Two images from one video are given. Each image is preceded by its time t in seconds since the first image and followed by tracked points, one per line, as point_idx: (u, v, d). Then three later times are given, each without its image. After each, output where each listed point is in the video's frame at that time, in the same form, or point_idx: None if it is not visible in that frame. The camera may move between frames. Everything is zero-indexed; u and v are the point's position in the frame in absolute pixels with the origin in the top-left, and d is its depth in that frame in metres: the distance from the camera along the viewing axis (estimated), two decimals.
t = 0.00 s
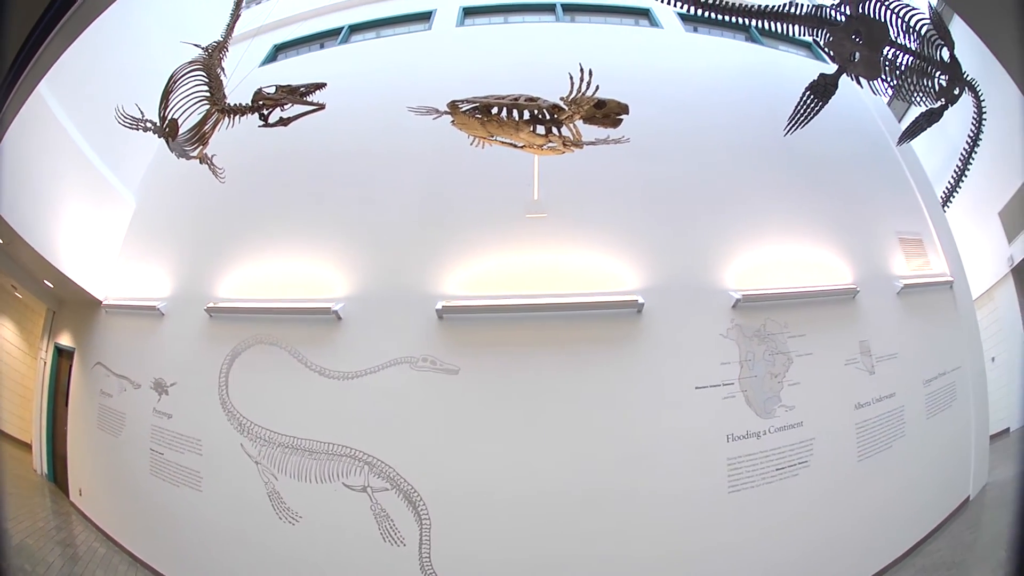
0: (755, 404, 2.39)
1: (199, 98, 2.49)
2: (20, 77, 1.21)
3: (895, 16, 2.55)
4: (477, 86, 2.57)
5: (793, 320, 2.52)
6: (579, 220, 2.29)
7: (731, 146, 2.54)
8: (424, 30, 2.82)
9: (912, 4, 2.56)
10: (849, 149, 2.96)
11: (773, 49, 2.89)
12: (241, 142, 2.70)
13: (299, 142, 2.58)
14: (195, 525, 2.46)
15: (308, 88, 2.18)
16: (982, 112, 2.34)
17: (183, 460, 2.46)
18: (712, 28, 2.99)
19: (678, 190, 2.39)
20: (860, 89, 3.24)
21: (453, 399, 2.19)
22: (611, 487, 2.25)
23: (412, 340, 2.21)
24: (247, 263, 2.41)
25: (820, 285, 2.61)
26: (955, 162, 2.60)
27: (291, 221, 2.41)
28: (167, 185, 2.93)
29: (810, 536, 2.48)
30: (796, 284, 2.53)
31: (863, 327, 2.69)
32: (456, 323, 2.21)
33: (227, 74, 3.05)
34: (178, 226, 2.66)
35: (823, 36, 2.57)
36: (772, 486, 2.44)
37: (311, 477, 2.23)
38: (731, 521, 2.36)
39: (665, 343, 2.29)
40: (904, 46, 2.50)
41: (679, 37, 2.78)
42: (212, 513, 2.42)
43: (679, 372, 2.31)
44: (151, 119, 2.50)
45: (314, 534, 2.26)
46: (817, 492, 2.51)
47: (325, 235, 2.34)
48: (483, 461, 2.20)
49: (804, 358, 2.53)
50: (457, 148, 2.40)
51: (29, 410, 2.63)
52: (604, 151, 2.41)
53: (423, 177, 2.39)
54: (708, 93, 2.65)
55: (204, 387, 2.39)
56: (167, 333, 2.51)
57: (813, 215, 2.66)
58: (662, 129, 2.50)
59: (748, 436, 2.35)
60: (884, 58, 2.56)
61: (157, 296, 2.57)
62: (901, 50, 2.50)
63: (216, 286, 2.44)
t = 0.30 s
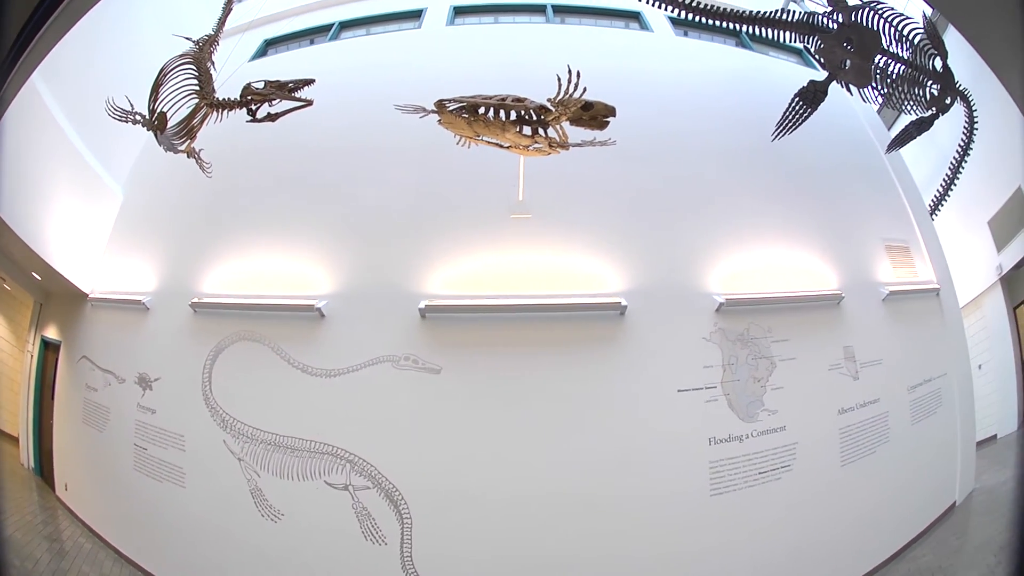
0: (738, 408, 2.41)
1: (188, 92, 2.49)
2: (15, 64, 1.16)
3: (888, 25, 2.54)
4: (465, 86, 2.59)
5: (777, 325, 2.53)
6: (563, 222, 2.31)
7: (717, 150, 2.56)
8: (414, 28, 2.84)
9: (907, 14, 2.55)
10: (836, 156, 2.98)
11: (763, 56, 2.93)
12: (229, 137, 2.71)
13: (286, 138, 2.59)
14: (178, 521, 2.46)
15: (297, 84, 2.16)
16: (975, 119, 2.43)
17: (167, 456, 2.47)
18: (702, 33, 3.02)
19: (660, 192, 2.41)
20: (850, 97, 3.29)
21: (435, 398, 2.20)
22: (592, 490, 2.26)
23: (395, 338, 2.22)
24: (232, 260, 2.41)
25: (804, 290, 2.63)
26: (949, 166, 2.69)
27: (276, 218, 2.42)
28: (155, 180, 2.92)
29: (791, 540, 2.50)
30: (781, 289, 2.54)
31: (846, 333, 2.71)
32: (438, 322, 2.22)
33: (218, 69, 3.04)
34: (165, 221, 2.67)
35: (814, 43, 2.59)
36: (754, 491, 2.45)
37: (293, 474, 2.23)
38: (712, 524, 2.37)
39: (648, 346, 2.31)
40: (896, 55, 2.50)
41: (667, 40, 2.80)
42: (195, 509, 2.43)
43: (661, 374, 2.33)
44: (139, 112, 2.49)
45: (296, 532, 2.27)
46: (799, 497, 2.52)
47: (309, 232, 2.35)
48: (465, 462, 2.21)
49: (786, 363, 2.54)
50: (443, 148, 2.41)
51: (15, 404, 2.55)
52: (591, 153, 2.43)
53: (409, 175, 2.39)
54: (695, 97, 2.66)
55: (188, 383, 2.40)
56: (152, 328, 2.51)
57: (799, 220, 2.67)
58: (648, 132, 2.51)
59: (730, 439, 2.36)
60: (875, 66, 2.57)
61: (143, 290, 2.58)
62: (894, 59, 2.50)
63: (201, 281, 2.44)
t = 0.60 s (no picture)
0: (721, 411, 2.42)
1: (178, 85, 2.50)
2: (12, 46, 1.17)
3: (881, 32, 2.57)
4: (453, 86, 2.61)
5: (761, 328, 2.55)
6: (548, 223, 2.33)
7: (703, 154, 2.59)
8: (404, 26, 2.86)
9: (901, 21, 2.57)
10: (824, 161, 3.00)
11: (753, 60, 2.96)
12: (218, 132, 2.71)
13: (274, 134, 2.59)
14: (163, 517, 2.47)
15: (286, 80, 2.18)
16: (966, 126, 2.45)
17: (153, 452, 2.47)
18: (693, 37, 3.04)
19: (644, 193, 2.45)
20: (840, 103, 3.32)
21: (419, 397, 2.21)
22: (574, 491, 2.28)
23: (379, 337, 2.23)
24: (219, 256, 2.42)
25: (788, 294, 2.65)
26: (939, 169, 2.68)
27: (262, 214, 2.43)
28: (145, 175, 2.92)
29: (774, 544, 2.51)
30: (766, 293, 2.56)
31: (830, 338, 2.73)
32: (422, 321, 2.23)
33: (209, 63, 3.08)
34: (153, 215, 2.67)
35: (807, 49, 2.60)
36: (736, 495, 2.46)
37: (277, 471, 2.24)
38: (694, 527, 2.38)
39: (631, 348, 2.33)
40: (889, 63, 2.54)
41: (656, 42, 2.83)
42: (179, 505, 2.43)
43: (644, 377, 2.34)
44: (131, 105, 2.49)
45: (279, 529, 2.27)
46: (782, 501, 2.54)
47: (295, 229, 2.36)
48: (448, 461, 2.22)
49: (770, 368, 2.55)
50: (431, 146, 2.43)
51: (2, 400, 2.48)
52: (578, 155, 2.45)
53: (396, 173, 2.41)
54: (682, 100, 2.69)
55: (174, 379, 2.41)
56: (138, 322, 2.52)
57: (784, 225, 2.69)
58: (634, 134, 2.54)
59: (713, 442, 2.37)
60: (868, 73, 2.61)
61: (129, 284, 2.58)
62: (884, 66, 2.54)
63: (188, 276, 2.45)
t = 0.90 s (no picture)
0: (708, 414, 2.43)
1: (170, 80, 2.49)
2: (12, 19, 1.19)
3: (875, 39, 2.59)
4: (443, 85, 2.62)
5: (748, 331, 2.56)
6: (535, 225, 2.35)
7: (691, 156, 2.61)
8: (396, 24, 2.87)
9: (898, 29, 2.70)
10: (813, 166, 3.03)
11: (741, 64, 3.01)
12: (209, 128, 2.72)
13: (264, 131, 2.60)
14: (149, 513, 2.47)
15: (277, 76, 2.17)
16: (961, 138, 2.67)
17: (140, 448, 2.48)
18: (686, 41, 3.08)
19: (631, 195, 2.47)
20: (830, 107, 3.38)
21: (404, 395, 2.22)
22: (558, 492, 2.29)
23: (366, 335, 2.24)
24: (208, 252, 2.43)
25: (775, 298, 2.66)
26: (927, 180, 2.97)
27: (249, 211, 2.44)
28: (134, 171, 2.92)
29: (759, 548, 2.52)
30: (753, 296, 2.58)
31: (816, 342, 2.75)
32: (408, 320, 2.24)
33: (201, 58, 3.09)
34: (143, 211, 2.68)
35: (799, 54, 2.62)
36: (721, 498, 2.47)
37: (262, 469, 2.25)
38: (679, 531, 2.38)
39: (616, 350, 2.34)
40: (881, 69, 2.55)
41: (645, 45, 2.87)
42: (165, 501, 2.44)
43: (630, 379, 2.35)
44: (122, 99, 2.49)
45: (264, 527, 2.28)
46: (767, 505, 2.55)
47: (283, 226, 2.37)
48: (432, 461, 2.23)
49: (756, 371, 2.56)
50: (420, 145, 2.44)
51: None
52: (567, 156, 2.47)
53: (385, 170, 2.42)
54: (671, 103, 2.70)
55: (160, 375, 2.41)
56: (126, 317, 2.53)
57: (771, 228, 2.71)
58: (623, 136, 2.56)
59: (698, 444, 2.39)
60: (859, 80, 2.61)
61: (118, 279, 2.59)
62: (878, 73, 2.55)
63: (177, 272, 2.46)
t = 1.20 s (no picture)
0: (696, 416, 2.45)
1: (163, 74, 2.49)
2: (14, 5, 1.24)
3: (870, 45, 2.61)
4: (434, 84, 2.63)
5: (735, 333, 2.58)
6: (524, 225, 2.37)
7: (680, 157, 2.63)
8: (388, 22, 2.89)
9: (890, 35, 2.63)
10: (803, 170, 3.05)
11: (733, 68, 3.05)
12: (200, 124, 2.73)
13: (256, 127, 2.61)
14: (135, 510, 2.48)
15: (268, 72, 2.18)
16: (953, 144, 2.67)
17: (128, 444, 2.48)
18: (678, 44, 3.13)
19: (619, 196, 2.48)
20: (822, 113, 3.42)
21: (390, 394, 2.24)
22: (543, 492, 2.30)
23: (353, 333, 2.25)
24: (198, 248, 2.43)
25: (763, 302, 2.67)
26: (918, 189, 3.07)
27: (239, 207, 2.44)
28: (125, 167, 2.92)
29: (745, 552, 2.53)
30: (741, 299, 2.60)
31: (803, 345, 2.77)
32: (396, 318, 2.26)
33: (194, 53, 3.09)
34: (133, 206, 2.68)
35: (792, 59, 2.65)
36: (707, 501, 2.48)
37: (249, 467, 2.25)
38: (664, 533, 2.39)
39: (603, 351, 2.36)
40: (874, 75, 2.57)
41: (636, 47, 2.90)
42: (153, 498, 2.44)
43: (616, 380, 2.37)
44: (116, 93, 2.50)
45: (250, 524, 2.29)
46: (754, 508, 2.55)
47: (273, 223, 2.37)
48: (418, 460, 2.24)
49: (744, 374, 2.58)
50: (409, 144, 2.46)
51: None
52: (556, 157, 2.49)
53: (373, 167, 2.43)
54: (660, 105, 2.73)
55: (149, 371, 2.42)
56: (116, 312, 2.54)
57: (760, 231, 2.73)
58: (612, 137, 2.58)
59: (685, 446, 2.40)
60: (852, 85, 2.63)
61: (107, 274, 2.59)
62: (871, 79, 2.57)
63: (166, 268, 2.46)
